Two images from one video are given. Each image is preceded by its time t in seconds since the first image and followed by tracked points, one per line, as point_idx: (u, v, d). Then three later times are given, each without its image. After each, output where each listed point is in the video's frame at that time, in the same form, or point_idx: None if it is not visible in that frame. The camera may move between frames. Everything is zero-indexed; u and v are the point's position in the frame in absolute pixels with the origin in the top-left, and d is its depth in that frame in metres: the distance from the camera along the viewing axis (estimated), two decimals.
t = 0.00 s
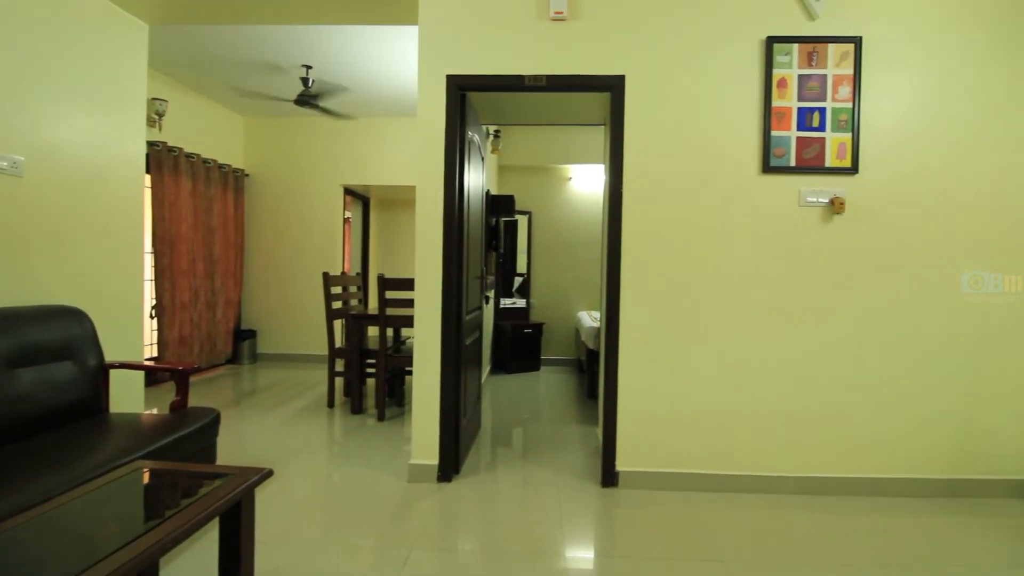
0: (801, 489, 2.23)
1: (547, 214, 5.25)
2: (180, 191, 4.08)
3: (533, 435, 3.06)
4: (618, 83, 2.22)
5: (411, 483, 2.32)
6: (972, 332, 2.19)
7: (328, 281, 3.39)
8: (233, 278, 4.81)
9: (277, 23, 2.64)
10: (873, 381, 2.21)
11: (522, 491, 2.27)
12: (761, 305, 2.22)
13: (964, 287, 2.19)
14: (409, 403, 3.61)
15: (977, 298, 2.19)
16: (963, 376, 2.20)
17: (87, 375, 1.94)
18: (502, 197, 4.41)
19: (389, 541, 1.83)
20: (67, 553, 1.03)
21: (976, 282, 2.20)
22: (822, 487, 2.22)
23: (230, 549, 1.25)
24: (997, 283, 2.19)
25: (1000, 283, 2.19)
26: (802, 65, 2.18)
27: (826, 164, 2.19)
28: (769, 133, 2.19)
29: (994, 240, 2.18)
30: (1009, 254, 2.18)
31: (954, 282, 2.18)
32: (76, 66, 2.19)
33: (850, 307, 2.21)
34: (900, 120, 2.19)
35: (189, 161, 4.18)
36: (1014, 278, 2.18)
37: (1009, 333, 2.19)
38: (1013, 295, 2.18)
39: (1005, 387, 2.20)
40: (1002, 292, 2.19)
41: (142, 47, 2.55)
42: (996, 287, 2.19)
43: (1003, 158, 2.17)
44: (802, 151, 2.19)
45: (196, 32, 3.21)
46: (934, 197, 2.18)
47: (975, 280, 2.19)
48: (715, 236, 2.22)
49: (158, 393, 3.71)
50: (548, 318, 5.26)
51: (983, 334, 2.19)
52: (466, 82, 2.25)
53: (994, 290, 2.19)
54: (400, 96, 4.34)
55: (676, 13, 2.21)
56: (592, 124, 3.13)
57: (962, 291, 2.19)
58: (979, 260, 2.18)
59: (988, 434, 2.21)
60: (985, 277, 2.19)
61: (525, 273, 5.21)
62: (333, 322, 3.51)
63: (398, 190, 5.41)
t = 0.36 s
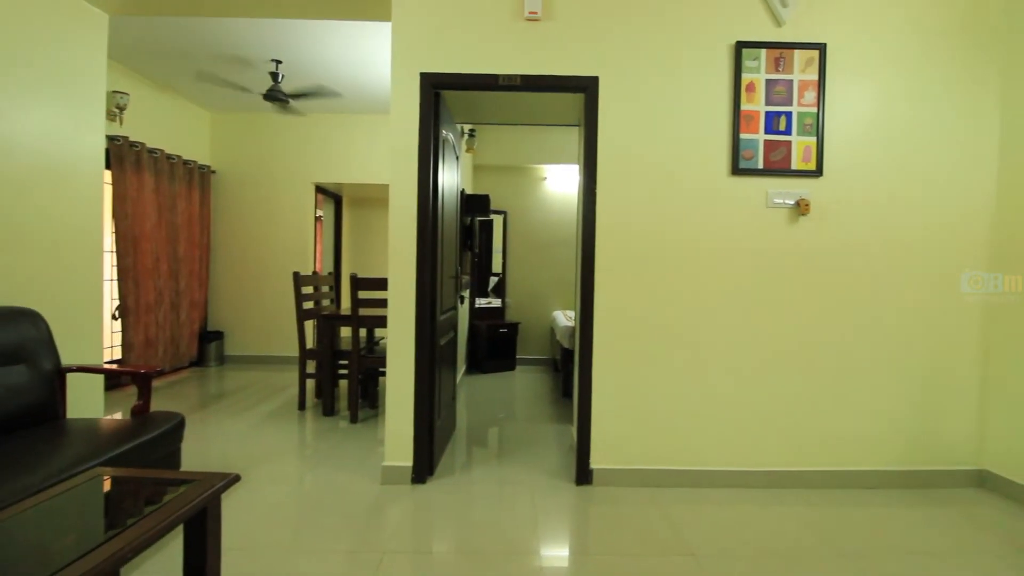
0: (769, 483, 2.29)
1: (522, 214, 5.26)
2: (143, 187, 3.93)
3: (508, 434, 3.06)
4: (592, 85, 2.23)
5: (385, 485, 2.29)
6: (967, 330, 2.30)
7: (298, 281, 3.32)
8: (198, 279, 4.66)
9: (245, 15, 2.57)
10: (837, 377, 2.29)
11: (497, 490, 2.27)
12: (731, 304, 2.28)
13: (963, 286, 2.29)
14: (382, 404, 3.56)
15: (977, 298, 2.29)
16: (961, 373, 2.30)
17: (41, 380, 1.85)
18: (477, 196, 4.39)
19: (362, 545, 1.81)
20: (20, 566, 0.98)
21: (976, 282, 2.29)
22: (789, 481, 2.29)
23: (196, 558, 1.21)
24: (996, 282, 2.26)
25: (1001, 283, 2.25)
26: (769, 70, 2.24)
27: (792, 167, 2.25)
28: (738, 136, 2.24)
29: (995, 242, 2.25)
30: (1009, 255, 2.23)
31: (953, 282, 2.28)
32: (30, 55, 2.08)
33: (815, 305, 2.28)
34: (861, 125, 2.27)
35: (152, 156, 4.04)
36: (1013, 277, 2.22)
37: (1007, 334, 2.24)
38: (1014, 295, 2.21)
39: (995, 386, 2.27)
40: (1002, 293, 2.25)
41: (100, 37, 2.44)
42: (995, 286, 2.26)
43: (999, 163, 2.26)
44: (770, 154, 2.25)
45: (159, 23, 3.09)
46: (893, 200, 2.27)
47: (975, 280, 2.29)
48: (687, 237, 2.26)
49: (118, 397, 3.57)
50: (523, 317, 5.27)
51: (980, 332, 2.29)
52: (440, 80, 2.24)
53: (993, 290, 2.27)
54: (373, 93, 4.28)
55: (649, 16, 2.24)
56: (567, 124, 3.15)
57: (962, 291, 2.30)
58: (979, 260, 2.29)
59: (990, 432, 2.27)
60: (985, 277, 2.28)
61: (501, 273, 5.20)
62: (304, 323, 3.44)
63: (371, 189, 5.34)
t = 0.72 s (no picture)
0: (739, 478, 2.34)
1: (497, 213, 5.26)
2: (102, 183, 3.78)
3: (483, 434, 3.05)
4: (566, 85, 2.25)
5: (358, 488, 2.26)
6: (961, 329, 2.33)
7: (268, 281, 3.24)
8: (161, 278, 4.51)
9: (211, 6, 2.49)
10: (802, 374, 2.36)
11: (472, 491, 2.26)
12: (701, 303, 2.32)
13: (963, 286, 2.32)
14: (355, 406, 3.51)
15: (977, 298, 2.27)
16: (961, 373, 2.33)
17: None
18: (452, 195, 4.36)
19: (334, 549, 1.78)
20: None
21: (973, 282, 2.28)
22: (757, 475, 2.35)
23: (158, 567, 1.16)
24: (996, 282, 2.20)
25: (1000, 283, 2.19)
26: (738, 74, 2.29)
27: (760, 169, 2.31)
28: (708, 139, 2.29)
29: (995, 242, 2.20)
30: (1006, 254, 2.16)
31: (910, 281, 2.38)
32: None
33: (783, 304, 2.34)
34: (826, 129, 2.34)
35: (112, 151, 3.89)
36: (1012, 277, 2.15)
37: (1006, 337, 2.16)
38: (1013, 295, 2.14)
39: (990, 389, 2.22)
40: (1002, 293, 2.18)
41: (56, 26, 2.34)
42: (995, 286, 2.21)
43: (1000, 160, 2.20)
44: (739, 156, 2.30)
45: (119, 12, 2.97)
46: (854, 202, 2.35)
47: (975, 280, 2.28)
48: (658, 238, 2.30)
49: (75, 402, 3.42)
50: (499, 317, 5.27)
51: (979, 333, 2.27)
52: (413, 77, 2.21)
53: (994, 291, 2.21)
54: (347, 89, 4.21)
55: (622, 19, 2.27)
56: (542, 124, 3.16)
57: (960, 290, 2.33)
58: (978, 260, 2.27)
59: (992, 437, 2.20)
60: (985, 276, 2.24)
61: (476, 272, 5.18)
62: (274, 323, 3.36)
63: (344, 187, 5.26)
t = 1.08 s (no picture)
0: (710, 473, 2.39)
1: (473, 212, 5.24)
2: (59, 178, 3.62)
3: (458, 434, 3.04)
4: (540, 85, 2.25)
5: (329, 492, 2.22)
6: (956, 331, 2.28)
7: (236, 281, 3.15)
8: (123, 278, 4.34)
9: None
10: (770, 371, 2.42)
11: (447, 491, 2.24)
12: (673, 303, 2.36)
13: (963, 287, 2.25)
14: (327, 408, 3.44)
15: (977, 299, 2.20)
16: (960, 375, 2.26)
17: None
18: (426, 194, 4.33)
19: (305, 554, 1.74)
20: None
21: (975, 281, 2.21)
22: (727, 471, 2.40)
23: None
24: (997, 282, 2.11)
25: (1000, 283, 2.10)
26: (708, 77, 2.34)
27: (730, 171, 2.36)
28: (680, 140, 2.32)
29: (995, 240, 2.12)
30: (1005, 253, 2.07)
31: (871, 280, 2.47)
32: None
33: (752, 303, 2.40)
34: (792, 133, 2.41)
35: (69, 145, 3.72)
36: (1012, 277, 2.05)
37: (1006, 340, 2.08)
38: (1012, 295, 2.05)
39: (987, 393, 2.15)
40: (1002, 293, 2.10)
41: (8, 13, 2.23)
42: (995, 286, 2.12)
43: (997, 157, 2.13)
44: (709, 158, 2.35)
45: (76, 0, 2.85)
46: (819, 204, 2.42)
47: (975, 280, 2.21)
48: (631, 238, 2.33)
49: (30, 408, 3.26)
50: (474, 317, 5.25)
51: (976, 335, 2.20)
52: (386, 74, 2.18)
53: (994, 291, 2.13)
54: (318, 85, 4.13)
55: (595, 20, 2.28)
56: (516, 124, 3.16)
57: (961, 291, 2.26)
58: (977, 259, 2.19)
59: (989, 442, 2.13)
60: (985, 277, 2.17)
61: (451, 271, 5.15)
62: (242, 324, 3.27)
63: (316, 185, 5.16)
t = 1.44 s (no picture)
0: (682, 470, 2.43)
1: (448, 212, 5.21)
2: (13, 173, 3.45)
3: (433, 435, 3.01)
4: (516, 84, 2.25)
5: (302, 496, 2.17)
6: (947, 331, 2.24)
7: (202, 281, 3.05)
8: (83, 278, 4.16)
9: None
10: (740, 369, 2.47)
11: (422, 493, 2.22)
12: (647, 302, 2.39)
13: (963, 287, 2.18)
14: (298, 410, 3.37)
15: (977, 299, 2.13)
16: (957, 378, 2.20)
17: None
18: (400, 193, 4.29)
19: (276, 560, 1.70)
20: None
21: (974, 282, 2.14)
22: (700, 467, 2.45)
23: None
24: (997, 282, 2.06)
25: (1001, 283, 2.05)
26: (681, 80, 2.37)
27: (702, 172, 2.40)
28: (653, 142, 2.36)
29: (995, 240, 2.06)
30: (1008, 252, 2.01)
31: (836, 280, 2.55)
32: None
33: (723, 302, 2.45)
34: (762, 136, 2.47)
35: (24, 138, 3.55)
36: (1014, 277, 2.00)
37: (1010, 344, 2.01)
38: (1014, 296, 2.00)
39: (982, 395, 2.09)
40: (1002, 294, 2.04)
41: None
42: (995, 285, 2.06)
43: (994, 154, 2.07)
44: (682, 160, 2.39)
45: None
46: (787, 205, 2.49)
47: (975, 280, 2.14)
48: (606, 238, 2.35)
49: None
50: (450, 317, 5.22)
51: (974, 337, 2.14)
52: (359, 70, 2.15)
53: (994, 291, 2.07)
54: (289, 80, 4.05)
55: (570, 21, 2.29)
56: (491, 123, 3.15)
57: (961, 291, 2.19)
58: (977, 259, 2.13)
59: (977, 444, 2.10)
60: (985, 276, 2.10)
61: (427, 271, 5.11)
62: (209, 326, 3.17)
63: (286, 182, 5.04)
